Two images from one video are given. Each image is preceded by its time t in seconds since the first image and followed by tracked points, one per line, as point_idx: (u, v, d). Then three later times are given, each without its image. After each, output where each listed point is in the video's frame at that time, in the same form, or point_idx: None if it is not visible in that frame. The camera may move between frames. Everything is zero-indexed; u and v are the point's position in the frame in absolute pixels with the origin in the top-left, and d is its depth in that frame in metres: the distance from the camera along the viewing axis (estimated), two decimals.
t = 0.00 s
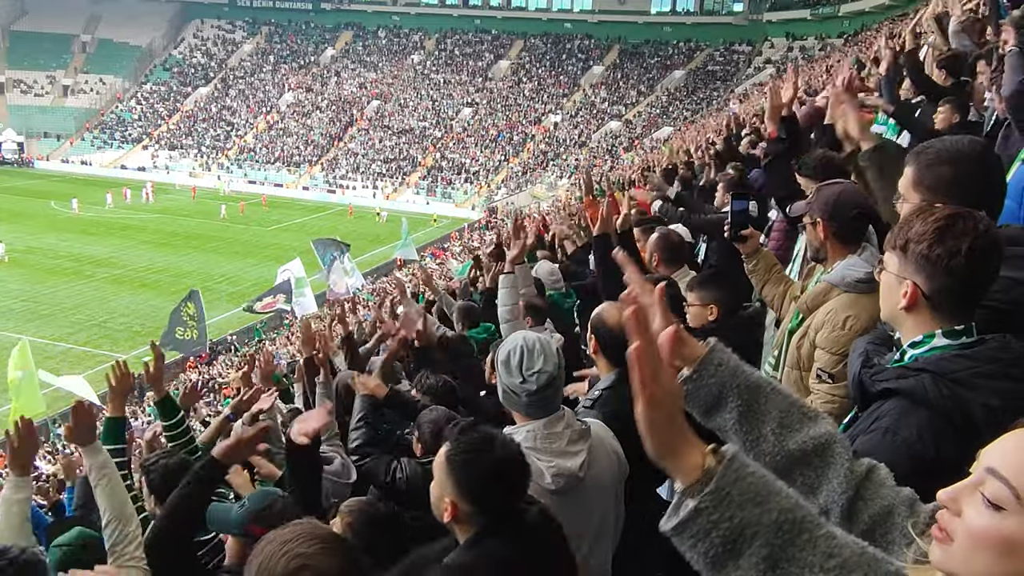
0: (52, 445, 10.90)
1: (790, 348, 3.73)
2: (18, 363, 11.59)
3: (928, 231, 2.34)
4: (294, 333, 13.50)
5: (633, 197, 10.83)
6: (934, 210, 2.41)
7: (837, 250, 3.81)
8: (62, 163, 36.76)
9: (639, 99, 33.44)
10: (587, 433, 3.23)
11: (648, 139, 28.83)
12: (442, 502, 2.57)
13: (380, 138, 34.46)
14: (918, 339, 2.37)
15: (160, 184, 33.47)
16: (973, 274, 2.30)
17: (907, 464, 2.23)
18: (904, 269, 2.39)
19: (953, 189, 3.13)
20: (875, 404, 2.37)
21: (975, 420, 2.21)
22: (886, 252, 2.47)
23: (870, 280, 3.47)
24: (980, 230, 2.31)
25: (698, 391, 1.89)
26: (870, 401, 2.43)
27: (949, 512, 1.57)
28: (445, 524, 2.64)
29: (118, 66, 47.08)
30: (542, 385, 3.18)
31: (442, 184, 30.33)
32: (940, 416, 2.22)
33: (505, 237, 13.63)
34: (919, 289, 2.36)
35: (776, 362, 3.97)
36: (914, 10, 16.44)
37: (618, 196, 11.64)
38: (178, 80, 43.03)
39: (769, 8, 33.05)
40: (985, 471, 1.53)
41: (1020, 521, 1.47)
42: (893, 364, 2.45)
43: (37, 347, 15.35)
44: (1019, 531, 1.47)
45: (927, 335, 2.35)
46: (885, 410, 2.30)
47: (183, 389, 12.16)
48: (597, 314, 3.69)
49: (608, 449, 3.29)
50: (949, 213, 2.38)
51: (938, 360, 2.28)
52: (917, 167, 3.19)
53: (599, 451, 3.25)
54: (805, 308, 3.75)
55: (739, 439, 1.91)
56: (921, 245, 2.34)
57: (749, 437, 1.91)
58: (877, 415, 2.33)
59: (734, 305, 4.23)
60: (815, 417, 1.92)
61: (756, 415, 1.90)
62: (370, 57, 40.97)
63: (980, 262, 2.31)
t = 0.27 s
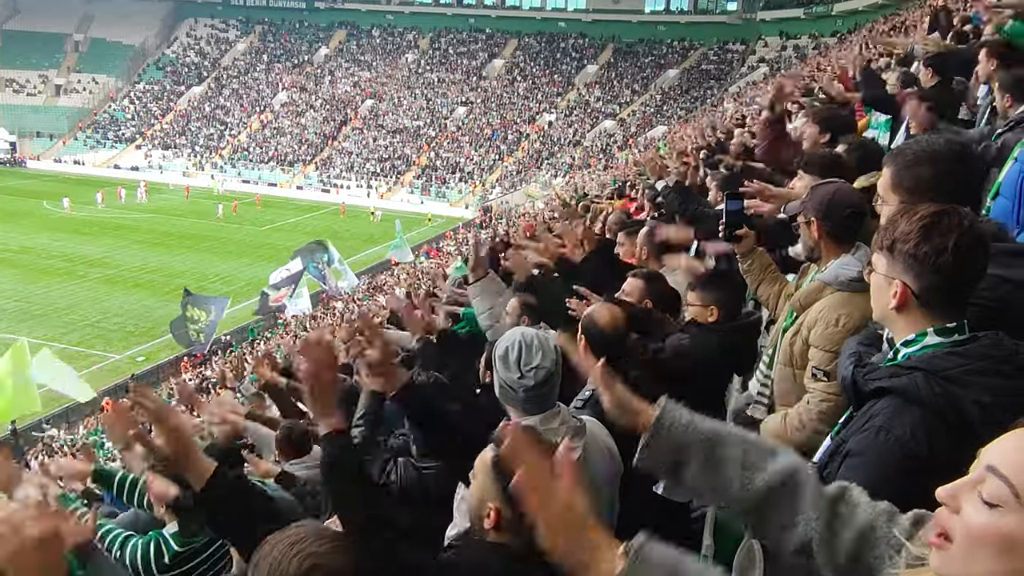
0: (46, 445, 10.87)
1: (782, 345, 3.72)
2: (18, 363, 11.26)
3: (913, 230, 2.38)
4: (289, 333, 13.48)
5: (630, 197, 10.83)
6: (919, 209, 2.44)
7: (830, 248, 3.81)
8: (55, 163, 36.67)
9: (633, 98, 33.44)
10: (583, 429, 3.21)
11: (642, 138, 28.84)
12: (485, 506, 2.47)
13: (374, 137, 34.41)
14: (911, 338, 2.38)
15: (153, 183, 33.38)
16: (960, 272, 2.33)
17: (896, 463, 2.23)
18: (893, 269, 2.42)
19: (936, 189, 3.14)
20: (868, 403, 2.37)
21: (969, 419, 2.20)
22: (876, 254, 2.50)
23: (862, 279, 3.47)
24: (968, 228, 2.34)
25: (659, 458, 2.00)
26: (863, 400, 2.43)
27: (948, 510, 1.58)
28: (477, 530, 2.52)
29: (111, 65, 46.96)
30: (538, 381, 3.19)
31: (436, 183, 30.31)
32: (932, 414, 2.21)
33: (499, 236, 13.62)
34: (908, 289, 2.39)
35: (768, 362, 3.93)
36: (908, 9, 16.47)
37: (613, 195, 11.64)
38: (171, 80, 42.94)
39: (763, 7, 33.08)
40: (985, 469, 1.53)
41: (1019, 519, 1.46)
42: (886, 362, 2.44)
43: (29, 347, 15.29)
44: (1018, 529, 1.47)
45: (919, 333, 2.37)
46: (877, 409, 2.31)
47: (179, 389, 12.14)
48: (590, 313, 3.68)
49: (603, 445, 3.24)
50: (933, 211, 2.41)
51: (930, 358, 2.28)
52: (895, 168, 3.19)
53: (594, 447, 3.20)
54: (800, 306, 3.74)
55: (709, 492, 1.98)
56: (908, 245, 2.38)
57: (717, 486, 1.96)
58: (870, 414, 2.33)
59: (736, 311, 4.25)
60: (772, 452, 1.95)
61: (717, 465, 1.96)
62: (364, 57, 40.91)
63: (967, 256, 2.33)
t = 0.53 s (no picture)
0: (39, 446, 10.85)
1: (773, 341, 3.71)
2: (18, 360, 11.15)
3: (905, 232, 2.39)
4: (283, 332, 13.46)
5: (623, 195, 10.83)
6: (906, 211, 2.45)
7: (824, 247, 3.81)
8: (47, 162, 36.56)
9: (628, 96, 33.44)
10: (571, 430, 3.21)
11: (636, 137, 28.85)
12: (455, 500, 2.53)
13: (368, 135, 34.37)
14: (908, 339, 2.38)
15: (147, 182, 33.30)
16: (953, 272, 2.33)
17: (894, 463, 2.24)
18: (888, 272, 2.42)
19: (918, 187, 3.13)
20: (867, 404, 2.38)
21: (966, 416, 2.19)
22: (869, 257, 2.50)
23: (855, 277, 3.42)
24: (959, 229, 2.35)
25: None
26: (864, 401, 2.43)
27: (935, 502, 1.59)
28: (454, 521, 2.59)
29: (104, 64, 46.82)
30: (527, 382, 3.17)
31: (430, 182, 30.29)
32: (930, 413, 2.21)
33: (493, 235, 13.62)
34: (904, 291, 2.39)
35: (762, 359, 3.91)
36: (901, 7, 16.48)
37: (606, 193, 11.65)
38: (164, 78, 42.83)
39: (757, 5, 33.11)
40: (973, 462, 1.52)
41: (1002, 512, 1.46)
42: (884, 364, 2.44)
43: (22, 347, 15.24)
44: (1003, 520, 1.46)
45: (916, 334, 2.37)
46: (875, 410, 2.32)
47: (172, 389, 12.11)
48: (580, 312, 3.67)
49: (593, 445, 3.25)
50: (921, 212, 2.41)
51: (926, 357, 2.27)
52: (875, 169, 3.19)
53: (585, 448, 3.22)
54: (792, 305, 3.73)
55: None
56: (900, 247, 2.38)
57: None
58: (869, 415, 2.34)
59: (730, 308, 4.15)
60: None
61: None
62: (357, 55, 40.83)
63: (956, 255, 2.34)
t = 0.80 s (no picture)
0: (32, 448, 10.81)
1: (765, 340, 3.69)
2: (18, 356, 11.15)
3: (903, 234, 2.38)
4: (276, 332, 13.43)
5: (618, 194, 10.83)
6: (904, 214, 2.45)
7: (823, 246, 3.80)
8: (40, 161, 36.41)
9: (622, 95, 33.44)
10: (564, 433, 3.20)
11: (630, 135, 28.86)
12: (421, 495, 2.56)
13: (362, 134, 34.32)
14: (912, 339, 2.36)
15: (141, 181, 33.19)
16: (952, 272, 2.32)
17: (895, 463, 2.25)
18: (890, 277, 2.41)
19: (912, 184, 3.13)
20: (872, 405, 2.38)
21: (966, 414, 2.20)
22: (870, 261, 2.50)
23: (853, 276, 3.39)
24: (957, 230, 2.35)
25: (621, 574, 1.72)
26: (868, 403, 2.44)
27: (929, 503, 1.58)
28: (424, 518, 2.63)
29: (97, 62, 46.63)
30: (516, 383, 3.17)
31: (425, 180, 30.26)
32: (933, 413, 2.22)
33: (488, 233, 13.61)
34: (908, 295, 2.37)
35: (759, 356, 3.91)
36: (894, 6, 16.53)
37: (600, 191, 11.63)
38: (157, 77, 42.70)
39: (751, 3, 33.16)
40: (966, 462, 1.52)
41: (994, 511, 1.46)
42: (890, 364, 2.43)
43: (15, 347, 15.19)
44: (996, 522, 1.46)
45: (920, 334, 2.35)
46: (878, 410, 2.33)
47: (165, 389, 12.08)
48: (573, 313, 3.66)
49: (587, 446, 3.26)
50: (919, 214, 2.42)
51: (928, 357, 2.27)
52: (870, 165, 3.19)
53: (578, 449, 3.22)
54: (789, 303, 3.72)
55: None
56: (901, 250, 2.37)
57: None
58: (872, 416, 2.34)
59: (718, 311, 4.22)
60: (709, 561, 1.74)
61: None
62: (352, 54, 40.75)
63: (956, 255, 2.33)
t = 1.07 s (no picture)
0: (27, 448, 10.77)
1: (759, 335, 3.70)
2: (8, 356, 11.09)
3: (902, 236, 2.37)
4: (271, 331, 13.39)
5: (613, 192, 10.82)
6: (903, 214, 2.44)
7: (820, 245, 3.81)
8: (34, 160, 36.29)
9: (618, 93, 33.41)
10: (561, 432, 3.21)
11: (626, 133, 28.82)
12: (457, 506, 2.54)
13: (357, 133, 34.27)
14: (914, 339, 2.36)
15: (135, 180, 33.08)
16: (949, 271, 2.32)
17: (899, 463, 2.28)
18: (890, 278, 2.39)
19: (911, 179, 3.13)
20: (872, 404, 2.39)
21: (968, 412, 2.20)
22: (866, 261, 2.48)
23: (851, 274, 3.39)
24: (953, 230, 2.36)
25: None
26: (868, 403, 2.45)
27: (922, 505, 1.57)
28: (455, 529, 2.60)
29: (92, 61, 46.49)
30: (510, 383, 3.18)
31: (420, 180, 30.20)
32: (934, 413, 2.23)
33: (483, 232, 13.58)
34: (909, 296, 2.36)
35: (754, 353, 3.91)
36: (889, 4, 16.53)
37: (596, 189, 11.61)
38: (152, 76, 42.59)
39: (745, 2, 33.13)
40: (956, 464, 1.53)
41: (986, 512, 1.46)
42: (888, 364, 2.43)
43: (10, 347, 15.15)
44: (990, 522, 1.46)
45: (922, 334, 2.35)
46: (881, 410, 2.34)
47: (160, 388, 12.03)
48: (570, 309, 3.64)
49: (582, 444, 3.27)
50: (919, 215, 2.41)
51: (930, 356, 2.27)
52: (872, 161, 3.20)
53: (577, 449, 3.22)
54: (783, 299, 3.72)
55: None
56: (898, 251, 2.36)
57: None
58: (875, 415, 2.36)
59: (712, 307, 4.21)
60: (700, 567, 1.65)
61: None
62: (346, 53, 40.66)
63: (957, 255, 2.33)
